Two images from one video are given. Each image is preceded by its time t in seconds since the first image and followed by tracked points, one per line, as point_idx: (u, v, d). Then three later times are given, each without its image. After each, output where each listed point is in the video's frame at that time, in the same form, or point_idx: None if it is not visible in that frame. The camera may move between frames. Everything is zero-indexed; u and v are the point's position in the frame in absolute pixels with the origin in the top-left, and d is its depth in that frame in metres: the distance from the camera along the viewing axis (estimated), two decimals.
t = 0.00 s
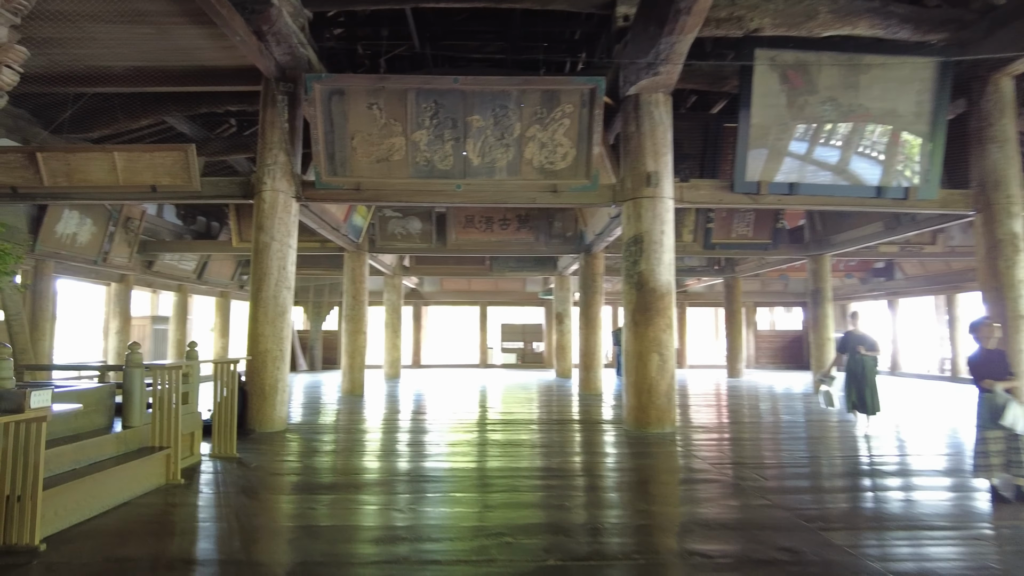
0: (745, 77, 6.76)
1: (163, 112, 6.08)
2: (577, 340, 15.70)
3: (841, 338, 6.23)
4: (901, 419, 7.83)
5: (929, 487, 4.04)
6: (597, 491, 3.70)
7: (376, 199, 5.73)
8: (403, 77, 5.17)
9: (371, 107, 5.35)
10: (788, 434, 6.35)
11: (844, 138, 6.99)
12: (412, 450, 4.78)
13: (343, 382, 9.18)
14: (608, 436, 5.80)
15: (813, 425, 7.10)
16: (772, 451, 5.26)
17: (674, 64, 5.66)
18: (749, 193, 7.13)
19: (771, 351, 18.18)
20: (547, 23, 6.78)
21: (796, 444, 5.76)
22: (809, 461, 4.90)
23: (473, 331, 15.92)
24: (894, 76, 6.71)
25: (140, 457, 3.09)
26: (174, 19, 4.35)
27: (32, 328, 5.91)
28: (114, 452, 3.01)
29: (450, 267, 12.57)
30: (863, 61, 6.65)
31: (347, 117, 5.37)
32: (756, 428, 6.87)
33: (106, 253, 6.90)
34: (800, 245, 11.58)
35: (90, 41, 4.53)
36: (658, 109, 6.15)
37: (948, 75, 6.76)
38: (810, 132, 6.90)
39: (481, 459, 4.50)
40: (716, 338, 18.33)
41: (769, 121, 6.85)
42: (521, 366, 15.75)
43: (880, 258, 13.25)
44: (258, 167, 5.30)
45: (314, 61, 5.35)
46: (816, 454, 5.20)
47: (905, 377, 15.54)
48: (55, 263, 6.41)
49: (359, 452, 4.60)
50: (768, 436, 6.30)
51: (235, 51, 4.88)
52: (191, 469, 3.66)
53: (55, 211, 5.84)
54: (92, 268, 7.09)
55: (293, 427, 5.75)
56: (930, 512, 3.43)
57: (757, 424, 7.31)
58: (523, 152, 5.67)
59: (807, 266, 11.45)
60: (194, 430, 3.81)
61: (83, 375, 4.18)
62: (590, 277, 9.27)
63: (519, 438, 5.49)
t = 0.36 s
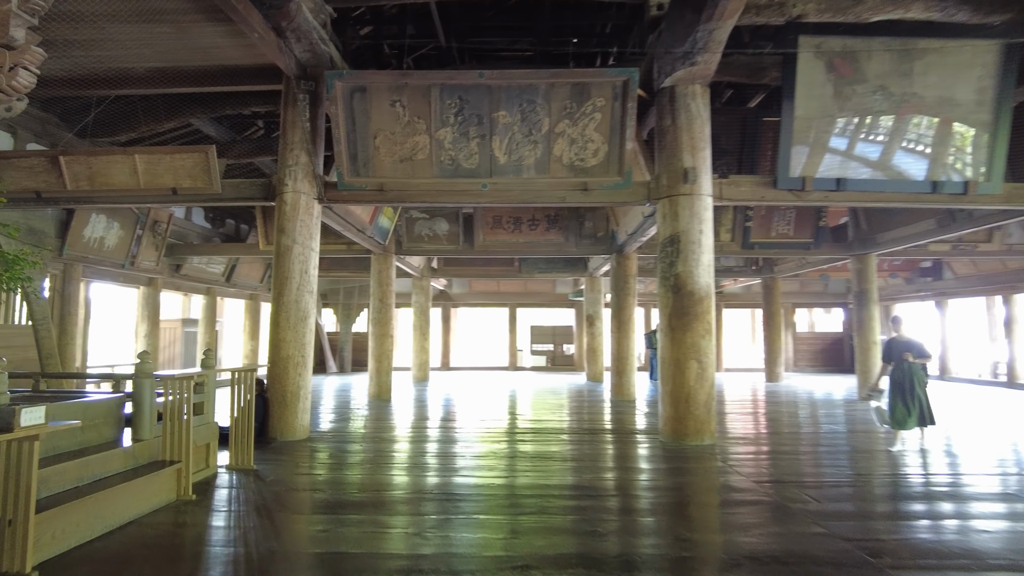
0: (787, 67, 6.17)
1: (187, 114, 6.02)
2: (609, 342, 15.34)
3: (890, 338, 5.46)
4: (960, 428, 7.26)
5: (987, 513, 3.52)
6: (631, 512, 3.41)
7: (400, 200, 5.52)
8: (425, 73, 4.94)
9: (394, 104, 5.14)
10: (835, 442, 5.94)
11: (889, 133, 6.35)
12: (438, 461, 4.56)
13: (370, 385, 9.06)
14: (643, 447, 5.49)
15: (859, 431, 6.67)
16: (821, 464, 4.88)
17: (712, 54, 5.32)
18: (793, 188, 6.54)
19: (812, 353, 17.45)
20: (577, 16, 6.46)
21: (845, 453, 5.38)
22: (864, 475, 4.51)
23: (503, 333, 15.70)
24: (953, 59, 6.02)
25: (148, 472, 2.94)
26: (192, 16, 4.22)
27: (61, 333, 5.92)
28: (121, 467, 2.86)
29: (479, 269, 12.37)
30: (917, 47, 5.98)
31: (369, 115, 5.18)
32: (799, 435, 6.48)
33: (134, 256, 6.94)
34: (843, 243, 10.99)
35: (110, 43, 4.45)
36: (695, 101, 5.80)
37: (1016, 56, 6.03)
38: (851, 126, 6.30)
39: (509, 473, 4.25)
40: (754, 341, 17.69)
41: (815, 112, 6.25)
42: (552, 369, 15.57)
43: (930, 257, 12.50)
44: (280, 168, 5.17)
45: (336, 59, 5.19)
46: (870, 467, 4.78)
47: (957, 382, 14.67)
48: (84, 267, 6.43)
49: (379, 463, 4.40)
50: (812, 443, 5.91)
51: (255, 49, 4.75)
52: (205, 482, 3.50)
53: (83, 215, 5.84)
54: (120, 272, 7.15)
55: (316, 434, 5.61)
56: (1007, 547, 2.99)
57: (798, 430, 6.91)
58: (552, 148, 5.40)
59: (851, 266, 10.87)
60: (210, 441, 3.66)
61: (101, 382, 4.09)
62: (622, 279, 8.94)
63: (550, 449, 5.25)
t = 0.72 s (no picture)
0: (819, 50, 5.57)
1: (197, 109, 5.89)
2: (632, 341, 14.98)
3: (926, 335, 5.00)
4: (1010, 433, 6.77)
5: None
6: (656, 527, 3.12)
7: (413, 193, 5.29)
8: (437, 59, 4.72)
9: (405, 93, 4.93)
10: (874, 448, 5.55)
11: (923, 123, 5.74)
12: (453, 466, 4.32)
13: (387, 386, 8.91)
14: (669, 453, 5.18)
15: (898, 435, 6.26)
16: (862, 473, 4.52)
17: (742, 33, 4.99)
18: (830, 177, 5.99)
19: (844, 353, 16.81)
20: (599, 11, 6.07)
21: (887, 459, 5.01)
22: (910, 484, 4.15)
23: (524, 332, 15.43)
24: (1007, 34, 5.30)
25: (140, 478, 2.74)
26: (194, 3, 4.03)
27: (73, 332, 5.87)
28: (110, 473, 2.67)
29: (499, 267, 12.12)
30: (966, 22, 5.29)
31: (379, 105, 4.97)
32: (834, 439, 6.10)
33: (148, 254, 6.96)
34: (879, 238, 10.44)
35: (114, 34, 4.29)
36: (724, 85, 5.46)
37: None
38: (883, 118, 5.71)
39: (527, 481, 3.98)
40: (783, 340, 17.11)
41: (852, 96, 5.66)
42: (574, 369, 15.28)
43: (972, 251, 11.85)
44: (288, 161, 5.00)
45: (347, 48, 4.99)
46: (917, 476, 4.40)
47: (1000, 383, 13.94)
48: (98, 266, 6.40)
49: (388, 468, 4.19)
50: (849, 449, 5.52)
51: (262, 38, 4.56)
52: (204, 488, 3.31)
53: (95, 213, 5.76)
54: (136, 271, 7.16)
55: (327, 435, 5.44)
56: None
57: (831, 433, 6.53)
58: (571, 137, 5.13)
59: (887, 262, 10.33)
60: (210, 446, 3.48)
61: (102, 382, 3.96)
62: (646, 276, 8.61)
63: (571, 454, 4.98)
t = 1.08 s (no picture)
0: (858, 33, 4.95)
1: (210, 105, 5.80)
2: (655, 342, 14.66)
3: (976, 336, 4.37)
4: None
5: None
6: (685, 544, 2.87)
7: (428, 188, 5.09)
8: (452, 47, 4.53)
9: (420, 84, 4.74)
10: (914, 455, 5.20)
11: (961, 113, 5.15)
12: (472, 473, 4.12)
13: (404, 387, 8.78)
14: (698, 460, 4.91)
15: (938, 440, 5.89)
16: (904, 483, 4.19)
17: (773, 13, 4.72)
18: (868, 168, 5.44)
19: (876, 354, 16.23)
20: (620, 5, 5.77)
21: (930, 468, 4.67)
22: (961, 497, 3.82)
23: (545, 333, 15.19)
24: None
25: (137, 486, 2.56)
26: None
27: (89, 333, 5.84)
28: (105, 481, 2.49)
29: (519, 266, 11.90)
30: None
31: (393, 96, 4.80)
32: (870, 444, 5.76)
33: (165, 254, 6.93)
34: (916, 233, 9.92)
35: (123, 27, 4.19)
36: (755, 71, 5.17)
37: None
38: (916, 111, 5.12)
39: (548, 490, 3.76)
40: (812, 341, 16.58)
41: (893, 80, 5.05)
42: (596, 370, 14.99)
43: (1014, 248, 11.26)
44: (300, 156, 4.86)
45: (361, 38, 4.82)
46: (967, 488, 4.05)
47: None
48: (114, 266, 6.37)
49: (401, 475, 4.00)
50: (890, 457, 5.16)
51: (272, 29, 4.41)
52: (208, 495, 3.15)
53: (110, 212, 5.72)
54: (153, 271, 7.16)
55: (342, 438, 5.29)
56: None
57: (865, 437, 6.20)
58: (593, 127, 4.89)
59: (925, 259, 9.79)
60: (216, 450, 3.34)
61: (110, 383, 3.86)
62: (671, 274, 8.31)
63: (594, 460, 4.75)
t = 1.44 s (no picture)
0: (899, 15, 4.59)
1: (226, 103, 5.72)
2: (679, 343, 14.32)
3: None
4: None
5: None
6: (716, 564, 2.63)
7: (444, 184, 4.91)
8: (468, 37, 4.35)
9: (435, 76, 4.57)
10: (952, 465, 4.87)
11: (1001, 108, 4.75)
12: (490, 482, 3.92)
13: (422, 389, 8.65)
14: (727, 469, 4.63)
15: (977, 450, 5.53)
16: (951, 497, 3.87)
17: None
18: (910, 159, 4.98)
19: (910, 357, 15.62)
20: None
21: (976, 480, 4.34)
22: (1015, 514, 3.51)
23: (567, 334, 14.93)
24: None
25: (135, 496, 2.41)
26: None
27: (106, 334, 5.81)
28: (101, 491, 2.33)
29: (540, 266, 11.68)
30: None
31: (408, 89, 4.64)
32: (903, 452, 5.44)
33: (183, 254, 6.90)
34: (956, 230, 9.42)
35: (134, 22, 4.10)
36: (787, 58, 4.88)
37: None
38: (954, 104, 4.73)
39: (569, 501, 3.54)
40: (842, 343, 16.04)
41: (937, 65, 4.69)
42: (619, 372, 14.67)
43: None
44: (314, 152, 4.72)
45: (375, 31, 4.67)
46: None
47: None
48: (131, 266, 6.34)
49: (413, 483, 3.82)
50: (933, 467, 4.81)
51: (284, 21, 4.27)
52: (212, 504, 3.01)
53: (126, 212, 5.68)
54: (171, 271, 7.14)
55: (358, 443, 5.15)
56: None
57: (899, 444, 5.87)
58: (616, 118, 4.66)
59: (965, 256, 9.28)
60: (223, 456, 3.21)
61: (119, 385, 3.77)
62: (697, 273, 8.01)
63: (618, 468, 4.52)
